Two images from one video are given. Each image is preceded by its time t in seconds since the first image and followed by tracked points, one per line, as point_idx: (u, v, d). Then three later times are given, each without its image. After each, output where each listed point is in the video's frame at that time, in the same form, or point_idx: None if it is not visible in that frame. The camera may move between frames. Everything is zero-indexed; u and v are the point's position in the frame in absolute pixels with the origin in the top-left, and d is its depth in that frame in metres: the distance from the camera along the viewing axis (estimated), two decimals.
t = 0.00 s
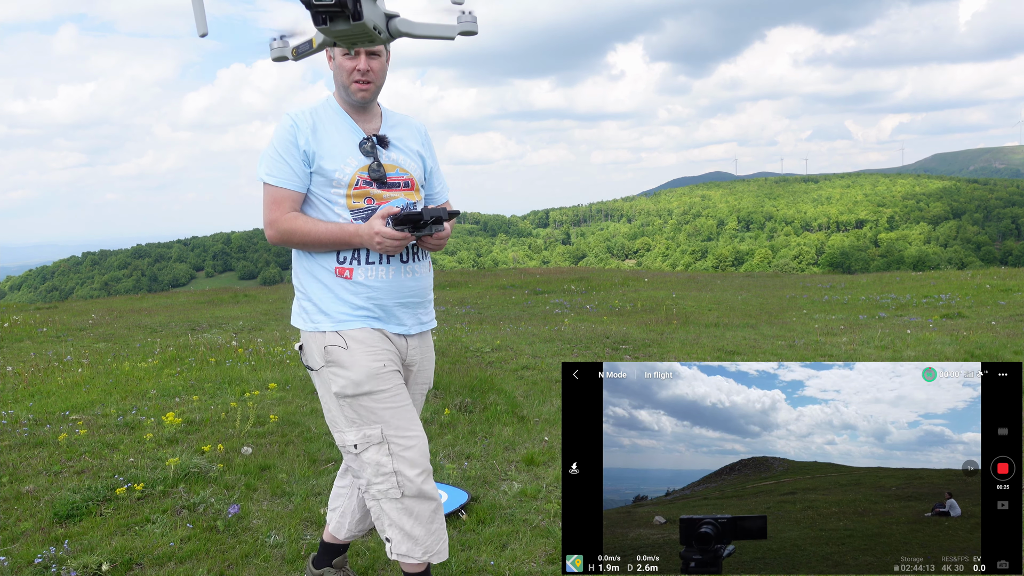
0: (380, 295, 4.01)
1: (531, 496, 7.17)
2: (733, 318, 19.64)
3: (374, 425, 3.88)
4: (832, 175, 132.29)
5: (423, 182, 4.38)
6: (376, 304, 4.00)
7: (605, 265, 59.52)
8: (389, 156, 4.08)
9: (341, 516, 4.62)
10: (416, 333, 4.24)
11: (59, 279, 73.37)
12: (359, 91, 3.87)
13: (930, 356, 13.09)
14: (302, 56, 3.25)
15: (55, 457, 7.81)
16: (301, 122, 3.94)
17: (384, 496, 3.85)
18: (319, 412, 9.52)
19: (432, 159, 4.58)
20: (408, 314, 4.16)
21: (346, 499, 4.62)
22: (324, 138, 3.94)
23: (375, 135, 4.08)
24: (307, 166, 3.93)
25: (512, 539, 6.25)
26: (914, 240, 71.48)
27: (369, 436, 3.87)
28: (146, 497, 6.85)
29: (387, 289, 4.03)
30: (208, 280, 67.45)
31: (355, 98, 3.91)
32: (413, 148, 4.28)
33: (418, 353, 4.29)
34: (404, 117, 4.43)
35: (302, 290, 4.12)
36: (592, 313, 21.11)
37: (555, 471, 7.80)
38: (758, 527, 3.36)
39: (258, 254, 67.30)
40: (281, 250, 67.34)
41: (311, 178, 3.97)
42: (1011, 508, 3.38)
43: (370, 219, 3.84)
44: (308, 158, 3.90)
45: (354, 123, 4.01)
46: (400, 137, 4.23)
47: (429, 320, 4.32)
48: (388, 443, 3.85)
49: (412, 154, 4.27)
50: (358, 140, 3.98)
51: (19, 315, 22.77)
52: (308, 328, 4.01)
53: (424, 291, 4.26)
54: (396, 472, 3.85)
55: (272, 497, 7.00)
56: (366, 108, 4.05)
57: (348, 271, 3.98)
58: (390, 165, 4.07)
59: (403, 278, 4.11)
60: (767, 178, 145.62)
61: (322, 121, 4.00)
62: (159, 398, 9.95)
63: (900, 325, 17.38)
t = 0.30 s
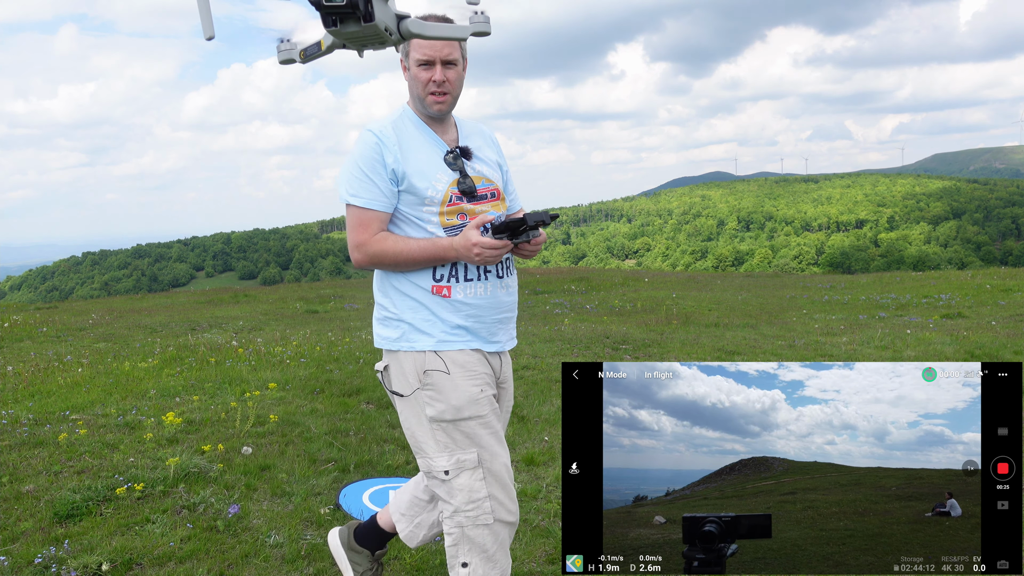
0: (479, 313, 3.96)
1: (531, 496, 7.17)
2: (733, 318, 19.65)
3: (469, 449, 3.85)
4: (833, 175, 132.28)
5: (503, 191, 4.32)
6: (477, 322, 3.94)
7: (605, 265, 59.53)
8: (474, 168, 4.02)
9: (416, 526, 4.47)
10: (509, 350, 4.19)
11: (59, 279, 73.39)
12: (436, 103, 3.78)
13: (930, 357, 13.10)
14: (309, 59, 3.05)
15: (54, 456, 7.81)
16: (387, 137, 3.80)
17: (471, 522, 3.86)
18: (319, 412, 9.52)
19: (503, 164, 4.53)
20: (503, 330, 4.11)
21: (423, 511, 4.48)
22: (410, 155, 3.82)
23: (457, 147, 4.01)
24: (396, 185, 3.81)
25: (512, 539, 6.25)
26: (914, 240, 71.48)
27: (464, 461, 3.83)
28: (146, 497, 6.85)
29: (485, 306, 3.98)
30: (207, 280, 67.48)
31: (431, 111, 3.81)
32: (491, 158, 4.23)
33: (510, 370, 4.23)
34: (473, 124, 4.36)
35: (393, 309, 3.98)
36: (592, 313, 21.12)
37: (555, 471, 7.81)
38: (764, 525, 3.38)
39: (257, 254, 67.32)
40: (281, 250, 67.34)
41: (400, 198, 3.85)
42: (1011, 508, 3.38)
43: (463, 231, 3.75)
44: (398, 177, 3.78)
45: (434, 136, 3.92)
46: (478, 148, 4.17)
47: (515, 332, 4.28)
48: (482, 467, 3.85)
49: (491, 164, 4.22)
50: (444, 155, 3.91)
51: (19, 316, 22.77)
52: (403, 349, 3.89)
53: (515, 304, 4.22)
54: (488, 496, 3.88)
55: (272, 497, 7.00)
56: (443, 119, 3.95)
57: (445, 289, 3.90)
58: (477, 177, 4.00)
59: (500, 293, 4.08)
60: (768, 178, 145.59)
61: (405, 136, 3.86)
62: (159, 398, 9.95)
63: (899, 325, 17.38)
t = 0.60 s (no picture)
0: (560, 305, 3.93)
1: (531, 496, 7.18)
2: (733, 317, 19.64)
3: (515, 453, 3.90)
4: (833, 174, 132.19)
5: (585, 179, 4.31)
6: (556, 315, 3.91)
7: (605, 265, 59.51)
8: (560, 153, 4.00)
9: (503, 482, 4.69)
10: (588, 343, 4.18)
11: (59, 279, 73.43)
12: (517, 86, 3.79)
13: (930, 357, 13.11)
14: (318, 133, 2.92)
15: (54, 456, 7.81)
16: (474, 121, 3.78)
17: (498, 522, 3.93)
18: (320, 412, 9.51)
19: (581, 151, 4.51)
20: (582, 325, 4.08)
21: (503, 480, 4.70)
22: (497, 139, 3.79)
23: (542, 132, 4.00)
24: (484, 169, 3.78)
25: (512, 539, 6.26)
26: (914, 240, 71.50)
27: (507, 463, 3.91)
28: (146, 497, 6.85)
29: (568, 298, 3.96)
30: (207, 280, 67.50)
31: (513, 94, 3.84)
32: (573, 145, 4.23)
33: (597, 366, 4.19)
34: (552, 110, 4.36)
35: (473, 302, 3.96)
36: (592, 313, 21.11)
37: (555, 471, 7.80)
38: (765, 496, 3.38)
39: (257, 254, 67.33)
40: (281, 250, 67.30)
41: (486, 182, 3.81)
42: (1012, 509, 3.34)
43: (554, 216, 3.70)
44: (486, 161, 3.76)
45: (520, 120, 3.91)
46: (561, 134, 4.17)
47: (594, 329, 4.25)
48: (523, 473, 3.90)
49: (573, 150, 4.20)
50: (528, 139, 3.89)
51: (20, 316, 22.79)
52: (483, 344, 3.87)
53: (596, 299, 4.19)
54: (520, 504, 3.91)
55: (272, 497, 7.00)
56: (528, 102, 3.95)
57: (531, 279, 3.85)
58: (564, 163, 3.99)
59: (584, 284, 4.05)
60: (767, 178, 145.56)
61: (490, 120, 3.84)
62: (159, 398, 9.95)
63: (900, 325, 17.37)
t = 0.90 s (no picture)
0: (648, 316, 3.86)
1: (531, 496, 7.19)
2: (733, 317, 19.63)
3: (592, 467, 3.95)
4: (833, 174, 132.09)
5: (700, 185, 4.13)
6: (644, 326, 3.85)
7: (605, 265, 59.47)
8: (664, 160, 3.87)
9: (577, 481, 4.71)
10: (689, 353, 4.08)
11: (59, 279, 73.43)
12: (607, 93, 3.77)
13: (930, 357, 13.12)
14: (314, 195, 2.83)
15: (54, 457, 7.81)
16: (574, 129, 3.84)
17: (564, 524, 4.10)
18: (320, 412, 9.51)
19: (707, 158, 4.27)
20: (680, 337, 3.98)
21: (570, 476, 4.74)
22: (594, 146, 3.79)
23: (648, 139, 3.89)
24: (579, 176, 3.83)
25: (513, 539, 6.27)
26: (914, 240, 71.48)
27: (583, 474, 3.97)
28: (146, 497, 6.85)
29: (658, 307, 3.87)
30: (207, 280, 67.50)
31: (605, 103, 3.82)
32: (687, 150, 4.05)
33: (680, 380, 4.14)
34: (676, 114, 4.20)
35: (567, 305, 4.11)
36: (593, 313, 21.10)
37: (555, 471, 7.81)
38: (764, 475, 3.42)
39: (257, 254, 67.29)
40: (281, 249, 67.23)
41: (582, 189, 3.86)
42: (1011, 508, 3.32)
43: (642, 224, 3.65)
44: (581, 169, 3.80)
45: (621, 126, 3.85)
46: (674, 139, 4.01)
47: (702, 343, 4.12)
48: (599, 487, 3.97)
49: (685, 156, 4.00)
50: (629, 145, 3.81)
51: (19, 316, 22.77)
52: (572, 346, 3.99)
53: (699, 311, 4.05)
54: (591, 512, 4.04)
55: (272, 497, 7.00)
56: (629, 111, 3.87)
57: (617, 288, 3.85)
58: (666, 170, 3.85)
59: (678, 295, 3.93)
60: (767, 178, 145.55)
61: (592, 127, 3.84)
62: (159, 398, 9.95)
63: (900, 324, 17.36)
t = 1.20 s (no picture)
0: (708, 310, 3.85)
1: (531, 496, 7.19)
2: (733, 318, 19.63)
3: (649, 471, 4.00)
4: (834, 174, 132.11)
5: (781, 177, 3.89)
6: (704, 320, 3.86)
7: (605, 266, 59.51)
8: (738, 150, 3.72)
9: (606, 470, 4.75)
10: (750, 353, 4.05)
11: (59, 279, 73.49)
12: (681, 77, 3.68)
13: (930, 356, 13.13)
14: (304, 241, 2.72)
15: (54, 457, 7.81)
16: (645, 118, 3.82)
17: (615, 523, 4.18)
18: (320, 412, 9.51)
19: (799, 147, 3.97)
20: (742, 334, 3.92)
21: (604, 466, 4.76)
22: (662, 136, 3.74)
23: (722, 127, 3.74)
24: (647, 165, 3.83)
25: (512, 539, 6.27)
26: (913, 240, 71.47)
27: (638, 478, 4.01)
28: (146, 497, 6.85)
29: (716, 303, 3.83)
30: (207, 280, 67.54)
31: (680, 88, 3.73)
32: (770, 139, 3.80)
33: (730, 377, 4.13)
34: (767, 99, 3.95)
35: (633, 294, 4.21)
36: (592, 313, 21.11)
37: (555, 471, 7.81)
38: (764, 471, 3.46)
39: (256, 254, 67.32)
40: (280, 249, 67.21)
41: (649, 179, 3.86)
42: (1012, 509, 3.31)
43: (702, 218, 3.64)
44: (648, 159, 3.79)
45: (695, 114, 3.75)
46: (755, 126, 3.80)
47: (769, 342, 4.03)
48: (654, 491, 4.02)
49: (766, 145, 3.78)
50: (702, 134, 3.72)
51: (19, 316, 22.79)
52: (633, 333, 4.08)
53: (765, 310, 3.94)
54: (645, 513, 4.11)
55: (272, 497, 7.00)
56: (706, 96, 3.76)
57: (676, 280, 3.87)
58: (738, 161, 3.71)
59: (739, 292, 3.86)
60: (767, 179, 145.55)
61: (662, 116, 3.79)
62: (159, 398, 9.95)
63: (899, 325, 17.37)
